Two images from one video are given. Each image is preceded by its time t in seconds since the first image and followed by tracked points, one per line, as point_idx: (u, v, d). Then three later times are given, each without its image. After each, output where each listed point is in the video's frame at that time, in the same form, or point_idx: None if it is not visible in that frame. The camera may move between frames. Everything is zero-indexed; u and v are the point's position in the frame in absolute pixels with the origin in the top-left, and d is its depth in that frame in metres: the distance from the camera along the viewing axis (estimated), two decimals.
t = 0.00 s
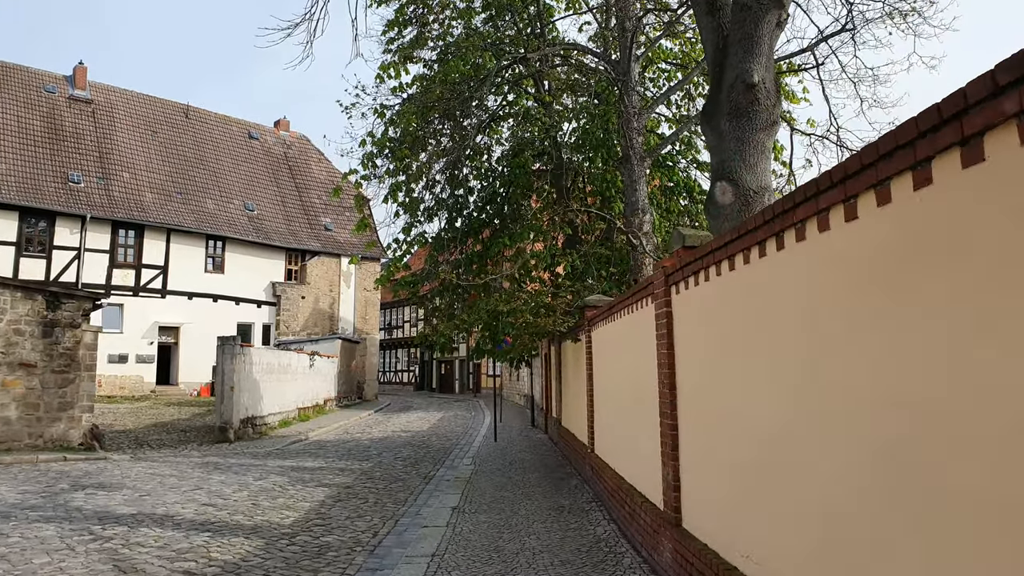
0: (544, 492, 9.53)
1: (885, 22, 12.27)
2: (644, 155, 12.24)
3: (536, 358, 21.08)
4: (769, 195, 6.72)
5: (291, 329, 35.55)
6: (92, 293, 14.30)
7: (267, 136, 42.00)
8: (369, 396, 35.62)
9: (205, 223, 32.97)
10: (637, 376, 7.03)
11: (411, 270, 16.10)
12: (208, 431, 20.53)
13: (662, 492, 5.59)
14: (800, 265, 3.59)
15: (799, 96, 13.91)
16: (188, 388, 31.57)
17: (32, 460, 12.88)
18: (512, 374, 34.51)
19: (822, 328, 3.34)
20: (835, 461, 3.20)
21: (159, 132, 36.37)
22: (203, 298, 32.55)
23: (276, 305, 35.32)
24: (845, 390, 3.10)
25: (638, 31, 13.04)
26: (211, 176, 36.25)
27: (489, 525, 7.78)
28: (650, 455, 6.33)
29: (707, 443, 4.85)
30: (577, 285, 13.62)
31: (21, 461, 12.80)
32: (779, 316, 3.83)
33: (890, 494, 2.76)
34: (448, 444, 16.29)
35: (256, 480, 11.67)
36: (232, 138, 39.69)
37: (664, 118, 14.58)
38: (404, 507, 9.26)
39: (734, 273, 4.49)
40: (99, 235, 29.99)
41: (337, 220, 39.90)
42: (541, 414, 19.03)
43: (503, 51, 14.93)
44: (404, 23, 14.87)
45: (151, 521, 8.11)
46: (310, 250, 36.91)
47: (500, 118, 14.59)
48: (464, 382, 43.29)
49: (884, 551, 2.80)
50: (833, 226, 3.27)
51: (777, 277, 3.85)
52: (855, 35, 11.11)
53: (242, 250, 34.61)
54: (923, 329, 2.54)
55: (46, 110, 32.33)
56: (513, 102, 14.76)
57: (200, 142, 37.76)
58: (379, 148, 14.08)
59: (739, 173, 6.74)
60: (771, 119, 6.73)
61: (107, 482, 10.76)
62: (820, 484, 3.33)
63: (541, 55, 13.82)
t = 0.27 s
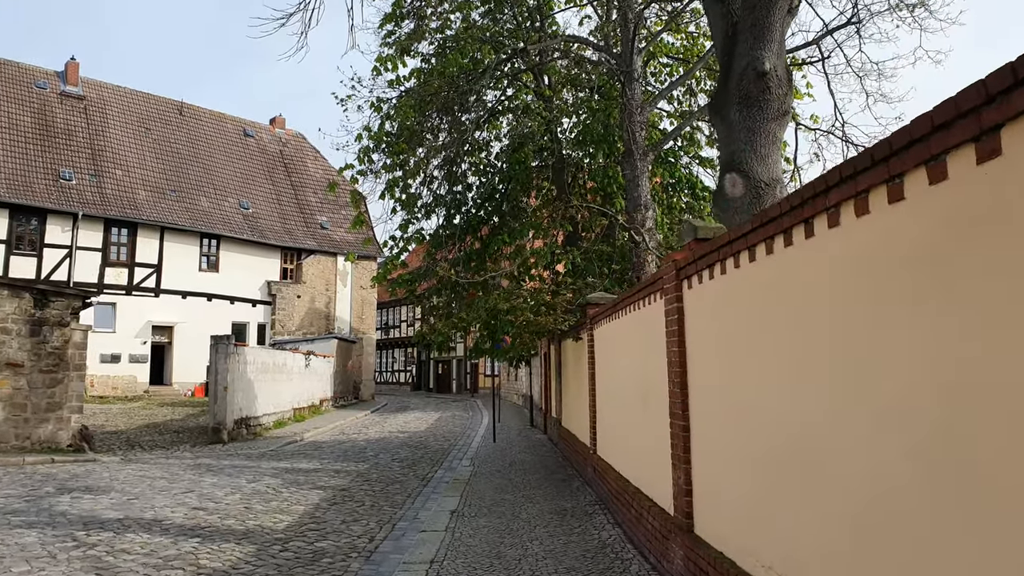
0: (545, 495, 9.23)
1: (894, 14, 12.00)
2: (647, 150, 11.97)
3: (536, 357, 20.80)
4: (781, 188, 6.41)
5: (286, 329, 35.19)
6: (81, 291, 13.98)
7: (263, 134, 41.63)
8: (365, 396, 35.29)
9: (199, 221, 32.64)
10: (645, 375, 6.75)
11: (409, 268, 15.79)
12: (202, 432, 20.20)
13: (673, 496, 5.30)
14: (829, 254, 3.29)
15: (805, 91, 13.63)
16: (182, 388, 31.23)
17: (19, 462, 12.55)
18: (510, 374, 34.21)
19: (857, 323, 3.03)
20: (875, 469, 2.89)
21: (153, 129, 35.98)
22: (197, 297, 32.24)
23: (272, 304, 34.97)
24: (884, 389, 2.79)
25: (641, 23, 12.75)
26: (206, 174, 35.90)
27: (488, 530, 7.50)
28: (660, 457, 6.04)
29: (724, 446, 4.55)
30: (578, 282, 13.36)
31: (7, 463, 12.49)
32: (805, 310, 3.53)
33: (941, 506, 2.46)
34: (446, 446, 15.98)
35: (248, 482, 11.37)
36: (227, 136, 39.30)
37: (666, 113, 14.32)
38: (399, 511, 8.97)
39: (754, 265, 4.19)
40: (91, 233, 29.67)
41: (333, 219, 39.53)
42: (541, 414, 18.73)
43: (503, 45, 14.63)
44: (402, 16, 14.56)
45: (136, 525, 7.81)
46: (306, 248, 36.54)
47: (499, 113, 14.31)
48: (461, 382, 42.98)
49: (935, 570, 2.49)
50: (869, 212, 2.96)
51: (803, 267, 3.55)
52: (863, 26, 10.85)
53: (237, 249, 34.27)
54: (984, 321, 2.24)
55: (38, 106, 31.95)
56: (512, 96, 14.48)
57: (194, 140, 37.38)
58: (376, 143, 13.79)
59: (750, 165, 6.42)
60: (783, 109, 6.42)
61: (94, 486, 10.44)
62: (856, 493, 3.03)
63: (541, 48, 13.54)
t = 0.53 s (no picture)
0: (548, 499, 8.96)
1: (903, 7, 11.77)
2: (650, 146, 11.68)
3: (535, 358, 20.51)
4: (794, 182, 6.14)
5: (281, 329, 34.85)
6: (71, 290, 13.66)
7: (258, 132, 41.25)
8: (361, 396, 34.98)
9: (193, 220, 32.29)
10: (655, 375, 6.48)
11: (407, 267, 15.50)
12: (195, 433, 19.88)
13: (687, 503, 5.05)
14: (867, 247, 3.02)
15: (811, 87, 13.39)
16: (175, 388, 30.89)
17: (6, 465, 12.23)
18: (507, 374, 33.91)
19: (901, 322, 2.75)
20: (923, 482, 2.61)
21: (146, 127, 35.59)
22: (190, 296, 31.90)
23: (266, 303, 34.64)
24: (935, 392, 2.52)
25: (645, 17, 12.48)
26: (200, 172, 35.53)
27: (490, 537, 7.24)
28: (671, 462, 5.78)
29: (745, 453, 4.27)
30: (580, 281, 13.08)
31: None
32: (839, 307, 3.25)
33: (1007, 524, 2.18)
34: (444, 447, 15.71)
35: (242, 486, 11.08)
36: (221, 134, 38.92)
37: (669, 109, 14.08)
38: (397, 516, 8.71)
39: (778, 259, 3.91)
40: (83, 231, 29.31)
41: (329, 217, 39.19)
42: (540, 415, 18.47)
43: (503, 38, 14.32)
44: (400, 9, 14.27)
45: (124, 532, 7.51)
46: (301, 247, 36.19)
47: (498, 109, 14.02)
48: (458, 382, 42.66)
49: None
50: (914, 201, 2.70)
51: (836, 262, 3.28)
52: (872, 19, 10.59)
53: (231, 247, 33.91)
54: None
55: (29, 103, 31.56)
56: (512, 91, 14.19)
57: (188, 138, 37.01)
58: (373, 138, 13.48)
59: (763, 157, 6.16)
60: (798, 100, 6.17)
61: (82, 490, 10.13)
62: (898, 508, 2.76)
63: (541, 42, 13.28)
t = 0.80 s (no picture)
0: (553, 500, 8.74)
1: None
2: (655, 139, 11.47)
3: (535, 356, 20.33)
4: (815, 169, 5.99)
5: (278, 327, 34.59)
6: (64, 286, 13.40)
7: (255, 129, 40.95)
8: (358, 395, 34.75)
9: (189, 217, 32.01)
10: (670, 370, 6.24)
11: (406, 263, 15.27)
12: (191, 432, 19.63)
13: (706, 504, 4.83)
14: (909, 228, 2.74)
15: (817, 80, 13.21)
16: (172, 387, 30.62)
17: None
18: (506, 373, 33.71)
19: (950, 310, 2.50)
20: (979, 481, 2.36)
21: (142, 123, 35.28)
22: (187, 294, 31.63)
23: (263, 302, 34.38)
24: (990, 383, 2.30)
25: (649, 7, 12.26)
26: (196, 170, 35.25)
27: (493, 539, 7.02)
28: (687, 461, 5.55)
29: (769, 451, 4.03)
30: (582, 277, 12.88)
31: None
32: (874, 295, 2.99)
33: None
34: (444, 446, 15.50)
35: (239, 486, 10.84)
36: (218, 131, 38.62)
37: (672, 103, 13.88)
38: (398, 517, 8.49)
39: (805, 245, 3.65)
40: (78, 229, 29.02)
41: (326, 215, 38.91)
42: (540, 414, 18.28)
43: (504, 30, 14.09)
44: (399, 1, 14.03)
45: (117, 534, 7.27)
46: (298, 245, 35.92)
47: (499, 102, 13.80)
48: (456, 381, 42.46)
49: None
50: (962, 183, 2.45)
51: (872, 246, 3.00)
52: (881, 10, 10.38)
53: (228, 245, 33.63)
54: None
55: (24, 99, 31.24)
56: (513, 84, 13.99)
57: (184, 135, 36.70)
58: (372, 132, 13.23)
59: (782, 144, 6.00)
60: (817, 84, 5.98)
61: (75, 490, 9.88)
62: (944, 513, 2.53)
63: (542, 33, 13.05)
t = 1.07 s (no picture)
0: (559, 506, 8.49)
1: None
2: (660, 135, 11.20)
3: (535, 356, 20.08)
4: (833, 161, 5.93)
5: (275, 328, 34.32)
6: (57, 287, 13.12)
7: (252, 129, 40.67)
8: (357, 397, 34.49)
9: (186, 217, 31.74)
10: (679, 372, 5.99)
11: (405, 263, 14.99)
12: (187, 434, 19.35)
13: (725, 515, 4.59)
14: (966, 224, 2.50)
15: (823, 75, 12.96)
16: (168, 389, 30.34)
17: None
18: (506, 374, 33.46)
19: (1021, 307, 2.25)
20: None
21: (139, 123, 34.97)
22: (184, 295, 31.35)
23: (261, 303, 34.11)
24: None
25: None
26: (193, 170, 34.97)
27: (498, 548, 6.78)
28: (699, 468, 5.31)
29: (797, 461, 3.79)
30: (585, 276, 12.63)
31: None
32: (922, 293, 2.75)
33: None
34: (444, 449, 15.25)
35: (235, 491, 10.58)
36: (215, 131, 38.32)
37: (676, 99, 13.62)
38: (399, 524, 8.24)
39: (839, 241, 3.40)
40: (74, 229, 28.74)
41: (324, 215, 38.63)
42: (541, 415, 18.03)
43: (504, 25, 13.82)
44: None
45: (109, 543, 7.02)
46: (296, 246, 35.65)
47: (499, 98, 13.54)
48: (454, 382, 42.21)
49: None
50: None
51: (921, 239, 2.75)
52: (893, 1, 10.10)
53: (225, 246, 33.35)
54: None
55: (19, 99, 30.94)
56: (514, 80, 13.73)
57: (181, 135, 36.41)
58: (370, 128, 12.94)
59: (799, 135, 5.94)
60: (836, 74, 5.91)
61: (66, 496, 9.61)
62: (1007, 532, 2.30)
63: (543, 27, 12.78)
